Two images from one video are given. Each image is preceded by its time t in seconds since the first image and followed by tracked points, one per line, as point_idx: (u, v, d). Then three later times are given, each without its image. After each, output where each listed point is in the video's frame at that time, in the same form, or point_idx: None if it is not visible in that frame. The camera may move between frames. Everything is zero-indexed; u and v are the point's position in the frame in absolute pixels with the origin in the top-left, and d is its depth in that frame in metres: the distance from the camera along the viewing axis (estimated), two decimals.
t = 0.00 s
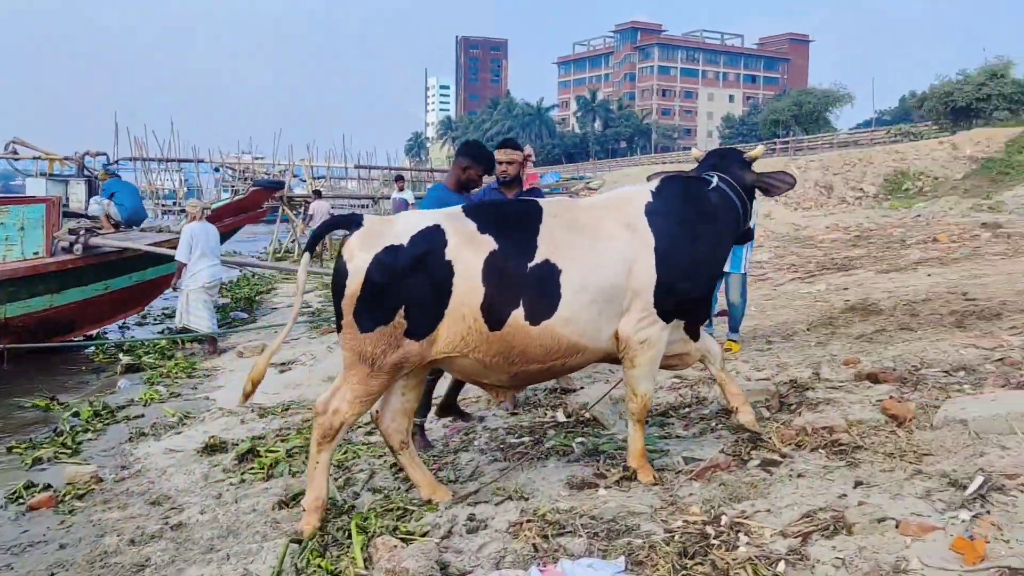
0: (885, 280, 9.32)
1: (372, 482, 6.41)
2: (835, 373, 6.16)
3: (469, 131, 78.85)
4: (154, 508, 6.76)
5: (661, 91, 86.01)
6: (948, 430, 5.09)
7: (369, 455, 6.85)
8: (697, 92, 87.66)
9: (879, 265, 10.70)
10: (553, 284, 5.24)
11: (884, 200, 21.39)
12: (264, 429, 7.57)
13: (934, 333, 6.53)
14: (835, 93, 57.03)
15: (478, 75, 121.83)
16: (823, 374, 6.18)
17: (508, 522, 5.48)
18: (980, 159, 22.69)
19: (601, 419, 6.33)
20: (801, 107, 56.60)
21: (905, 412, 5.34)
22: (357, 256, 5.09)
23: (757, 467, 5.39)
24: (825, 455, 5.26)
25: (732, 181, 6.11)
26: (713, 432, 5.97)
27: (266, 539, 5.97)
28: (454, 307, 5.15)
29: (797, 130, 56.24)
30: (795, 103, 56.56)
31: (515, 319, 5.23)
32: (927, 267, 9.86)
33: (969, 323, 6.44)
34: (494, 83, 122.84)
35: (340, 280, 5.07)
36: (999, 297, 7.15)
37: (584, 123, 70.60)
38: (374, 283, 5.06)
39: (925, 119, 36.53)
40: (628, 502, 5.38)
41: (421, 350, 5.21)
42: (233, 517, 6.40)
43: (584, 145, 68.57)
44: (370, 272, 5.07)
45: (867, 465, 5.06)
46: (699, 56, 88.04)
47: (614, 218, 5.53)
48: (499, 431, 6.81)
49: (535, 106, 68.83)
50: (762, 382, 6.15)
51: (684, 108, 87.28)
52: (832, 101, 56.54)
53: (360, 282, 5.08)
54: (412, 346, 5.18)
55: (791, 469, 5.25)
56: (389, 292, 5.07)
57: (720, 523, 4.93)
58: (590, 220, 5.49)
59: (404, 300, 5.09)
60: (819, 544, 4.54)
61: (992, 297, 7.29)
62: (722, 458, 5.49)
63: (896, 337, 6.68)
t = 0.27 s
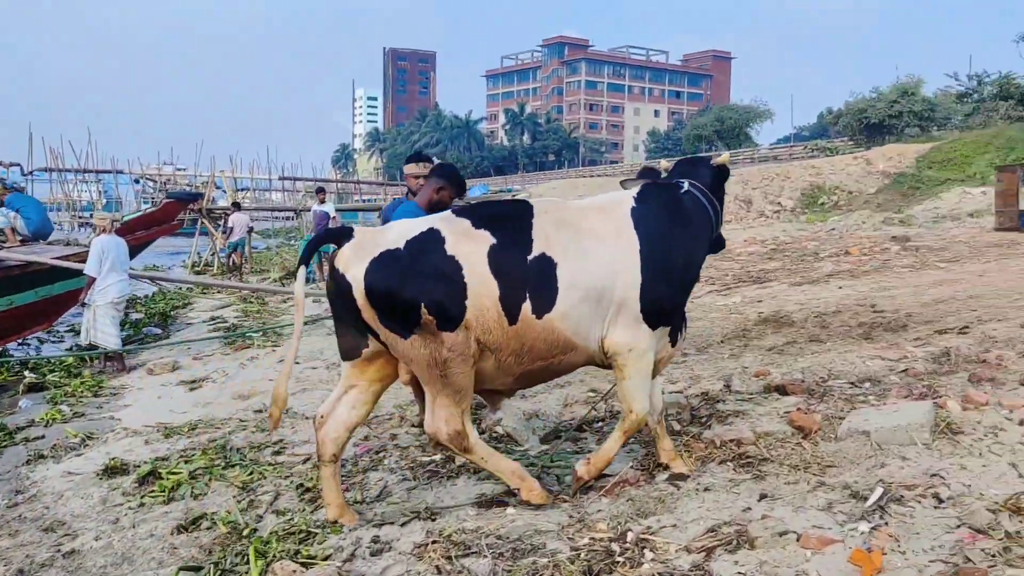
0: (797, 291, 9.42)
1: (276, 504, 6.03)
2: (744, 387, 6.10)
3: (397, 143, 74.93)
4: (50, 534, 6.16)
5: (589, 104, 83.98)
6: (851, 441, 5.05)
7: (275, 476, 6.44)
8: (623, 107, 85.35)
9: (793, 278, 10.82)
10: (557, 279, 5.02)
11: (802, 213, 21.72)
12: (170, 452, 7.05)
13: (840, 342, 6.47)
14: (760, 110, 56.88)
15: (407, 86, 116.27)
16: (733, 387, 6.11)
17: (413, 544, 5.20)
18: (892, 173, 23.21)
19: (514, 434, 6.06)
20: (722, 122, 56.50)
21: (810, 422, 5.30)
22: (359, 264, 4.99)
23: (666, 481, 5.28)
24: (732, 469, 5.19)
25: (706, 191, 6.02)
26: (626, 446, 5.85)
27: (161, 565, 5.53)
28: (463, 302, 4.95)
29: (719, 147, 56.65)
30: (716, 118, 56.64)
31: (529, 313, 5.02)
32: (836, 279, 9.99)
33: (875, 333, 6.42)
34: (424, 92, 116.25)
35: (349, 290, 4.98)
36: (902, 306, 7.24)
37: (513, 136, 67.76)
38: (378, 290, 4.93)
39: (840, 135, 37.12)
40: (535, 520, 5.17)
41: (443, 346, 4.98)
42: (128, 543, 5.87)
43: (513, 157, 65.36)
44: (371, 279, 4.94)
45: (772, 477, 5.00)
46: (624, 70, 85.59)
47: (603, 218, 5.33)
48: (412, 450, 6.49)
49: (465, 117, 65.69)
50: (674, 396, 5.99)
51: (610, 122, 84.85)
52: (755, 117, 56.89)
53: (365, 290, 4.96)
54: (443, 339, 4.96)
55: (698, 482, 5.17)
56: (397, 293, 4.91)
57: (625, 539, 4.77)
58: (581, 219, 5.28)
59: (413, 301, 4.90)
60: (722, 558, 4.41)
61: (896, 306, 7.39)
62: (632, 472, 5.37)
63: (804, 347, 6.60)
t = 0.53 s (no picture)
0: (717, 299, 9.38)
1: (180, 525, 5.64)
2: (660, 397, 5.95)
3: (329, 151, 73.10)
4: None
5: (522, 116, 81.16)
6: (761, 452, 5.02)
7: (180, 496, 6.07)
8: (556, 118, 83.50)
9: (715, 288, 10.80)
10: (564, 278, 4.76)
11: (727, 225, 21.74)
12: (70, 472, 6.57)
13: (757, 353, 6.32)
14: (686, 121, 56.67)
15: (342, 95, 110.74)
16: (649, 398, 5.95)
17: (318, 564, 4.92)
18: (814, 186, 23.38)
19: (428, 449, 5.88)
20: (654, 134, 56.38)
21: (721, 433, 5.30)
22: (363, 251, 4.57)
23: (578, 495, 5.13)
24: (644, 481, 5.09)
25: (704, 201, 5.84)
26: (539, 459, 5.69)
27: None
28: (469, 299, 4.61)
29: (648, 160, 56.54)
30: (647, 130, 56.42)
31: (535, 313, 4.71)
32: (754, 289, 9.98)
33: (790, 344, 6.36)
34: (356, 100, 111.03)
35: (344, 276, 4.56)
36: (816, 317, 7.25)
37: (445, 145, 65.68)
38: (382, 282, 4.54)
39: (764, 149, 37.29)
40: (445, 536, 4.92)
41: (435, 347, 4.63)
42: (15, 567, 5.35)
43: (447, 167, 64.27)
44: (377, 269, 4.54)
45: (682, 490, 4.92)
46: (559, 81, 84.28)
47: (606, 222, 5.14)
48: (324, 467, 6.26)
49: (397, 126, 65.53)
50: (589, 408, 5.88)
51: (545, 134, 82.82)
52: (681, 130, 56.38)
53: (368, 279, 4.55)
54: (433, 341, 4.63)
55: (610, 496, 5.03)
56: (401, 285, 4.54)
57: (533, 556, 4.58)
58: (587, 221, 5.08)
59: (417, 296, 4.56)
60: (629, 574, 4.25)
61: (810, 316, 7.39)
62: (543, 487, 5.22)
63: (722, 358, 6.43)
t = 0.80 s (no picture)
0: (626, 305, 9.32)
1: (66, 547, 5.21)
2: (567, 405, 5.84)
3: (245, 159, 70.37)
4: None
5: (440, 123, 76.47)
6: (663, 460, 5.02)
7: (69, 516, 5.65)
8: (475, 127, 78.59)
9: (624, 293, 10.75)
10: (554, 279, 4.83)
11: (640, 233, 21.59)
12: None
13: (664, 361, 6.22)
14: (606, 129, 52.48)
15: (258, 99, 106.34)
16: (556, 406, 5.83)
17: None
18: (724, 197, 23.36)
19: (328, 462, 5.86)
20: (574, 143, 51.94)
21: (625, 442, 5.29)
22: (362, 259, 4.45)
23: (480, 508, 4.98)
24: (547, 492, 5.01)
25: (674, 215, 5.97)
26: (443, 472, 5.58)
27: None
28: (463, 306, 4.58)
29: (566, 169, 52.38)
30: (565, 139, 52.49)
31: (526, 319, 4.75)
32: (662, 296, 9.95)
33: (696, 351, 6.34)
34: (270, 107, 106.84)
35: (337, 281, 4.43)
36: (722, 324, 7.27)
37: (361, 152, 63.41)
38: (383, 291, 4.45)
39: (677, 160, 37.08)
40: (344, 553, 4.70)
41: (422, 354, 4.57)
42: None
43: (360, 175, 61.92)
44: (378, 278, 4.44)
45: (585, 499, 4.86)
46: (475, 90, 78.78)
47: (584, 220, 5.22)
48: (223, 481, 5.92)
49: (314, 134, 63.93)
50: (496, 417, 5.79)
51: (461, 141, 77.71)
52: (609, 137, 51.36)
53: (367, 286, 4.44)
54: (427, 348, 4.58)
55: (512, 507, 4.91)
56: (399, 293, 4.47)
57: (433, 570, 4.40)
58: (568, 219, 5.16)
59: (413, 304, 4.50)
60: None
61: (715, 323, 7.40)
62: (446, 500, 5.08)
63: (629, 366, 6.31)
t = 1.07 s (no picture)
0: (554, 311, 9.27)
1: None
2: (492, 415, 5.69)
3: (170, 165, 68.04)
4: None
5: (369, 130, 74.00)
6: (586, 470, 4.96)
7: None
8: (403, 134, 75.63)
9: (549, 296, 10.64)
10: (550, 286, 4.84)
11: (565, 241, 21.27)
12: None
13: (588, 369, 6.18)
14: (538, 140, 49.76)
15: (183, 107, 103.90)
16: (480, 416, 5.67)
17: None
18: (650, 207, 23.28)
19: (249, 479, 5.48)
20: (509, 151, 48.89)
21: (549, 451, 5.18)
22: (376, 261, 4.41)
23: (400, 521, 4.80)
24: (469, 504, 4.87)
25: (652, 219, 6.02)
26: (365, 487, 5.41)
27: None
28: (467, 309, 4.57)
29: (496, 177, 51.35)
30: (494, 147, 50.93)
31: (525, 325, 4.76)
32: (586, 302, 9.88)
33: (621, 360, 6.32)
34: (193, 113, 104.38)
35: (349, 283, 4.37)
36: (647, 331, 7.28)
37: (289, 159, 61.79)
38: (394, 292, 4.41)
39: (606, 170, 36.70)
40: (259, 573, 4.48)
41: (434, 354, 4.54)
42: None
43: (289, 182, 60.50)
44: (390, 279, 4.40)
45: (507, 511, 4.75)
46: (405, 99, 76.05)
47: (568, 228, 5.25)
48: (137, 498, 5.48)
49: (239, 141, 63.13)
50: (419, 429, 5.62)
51: (391, 149, 75.05)
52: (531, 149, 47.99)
53: (380, 288, 4.40)
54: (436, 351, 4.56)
55: (433, 520, 4.75)
56: (411, 293, 4.43)
57: None
58: (556, 227, 5.17)
59: (423, 306, 4.47)
60: None
61: (640, 330, 7.41)
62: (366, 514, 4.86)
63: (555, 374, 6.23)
